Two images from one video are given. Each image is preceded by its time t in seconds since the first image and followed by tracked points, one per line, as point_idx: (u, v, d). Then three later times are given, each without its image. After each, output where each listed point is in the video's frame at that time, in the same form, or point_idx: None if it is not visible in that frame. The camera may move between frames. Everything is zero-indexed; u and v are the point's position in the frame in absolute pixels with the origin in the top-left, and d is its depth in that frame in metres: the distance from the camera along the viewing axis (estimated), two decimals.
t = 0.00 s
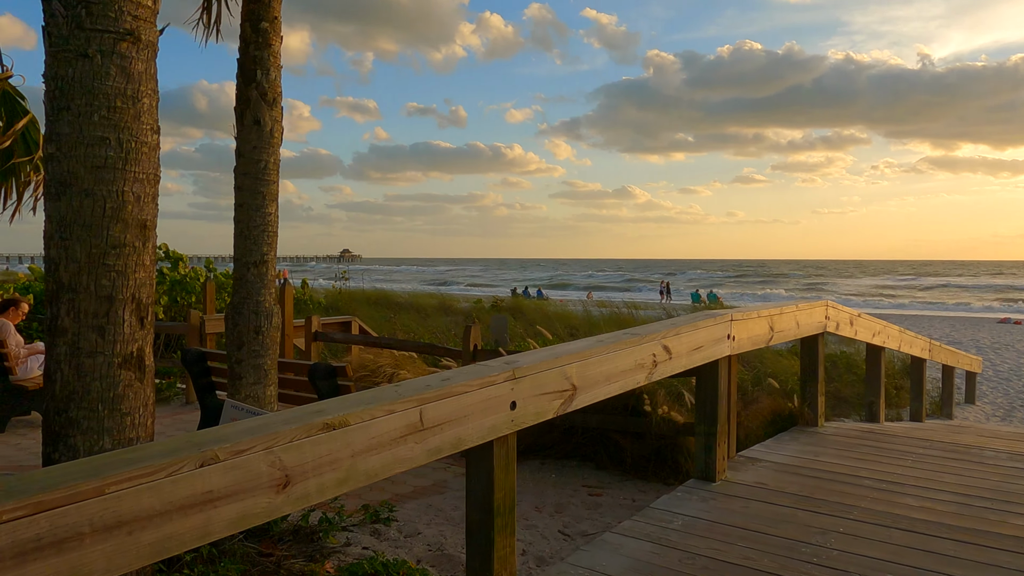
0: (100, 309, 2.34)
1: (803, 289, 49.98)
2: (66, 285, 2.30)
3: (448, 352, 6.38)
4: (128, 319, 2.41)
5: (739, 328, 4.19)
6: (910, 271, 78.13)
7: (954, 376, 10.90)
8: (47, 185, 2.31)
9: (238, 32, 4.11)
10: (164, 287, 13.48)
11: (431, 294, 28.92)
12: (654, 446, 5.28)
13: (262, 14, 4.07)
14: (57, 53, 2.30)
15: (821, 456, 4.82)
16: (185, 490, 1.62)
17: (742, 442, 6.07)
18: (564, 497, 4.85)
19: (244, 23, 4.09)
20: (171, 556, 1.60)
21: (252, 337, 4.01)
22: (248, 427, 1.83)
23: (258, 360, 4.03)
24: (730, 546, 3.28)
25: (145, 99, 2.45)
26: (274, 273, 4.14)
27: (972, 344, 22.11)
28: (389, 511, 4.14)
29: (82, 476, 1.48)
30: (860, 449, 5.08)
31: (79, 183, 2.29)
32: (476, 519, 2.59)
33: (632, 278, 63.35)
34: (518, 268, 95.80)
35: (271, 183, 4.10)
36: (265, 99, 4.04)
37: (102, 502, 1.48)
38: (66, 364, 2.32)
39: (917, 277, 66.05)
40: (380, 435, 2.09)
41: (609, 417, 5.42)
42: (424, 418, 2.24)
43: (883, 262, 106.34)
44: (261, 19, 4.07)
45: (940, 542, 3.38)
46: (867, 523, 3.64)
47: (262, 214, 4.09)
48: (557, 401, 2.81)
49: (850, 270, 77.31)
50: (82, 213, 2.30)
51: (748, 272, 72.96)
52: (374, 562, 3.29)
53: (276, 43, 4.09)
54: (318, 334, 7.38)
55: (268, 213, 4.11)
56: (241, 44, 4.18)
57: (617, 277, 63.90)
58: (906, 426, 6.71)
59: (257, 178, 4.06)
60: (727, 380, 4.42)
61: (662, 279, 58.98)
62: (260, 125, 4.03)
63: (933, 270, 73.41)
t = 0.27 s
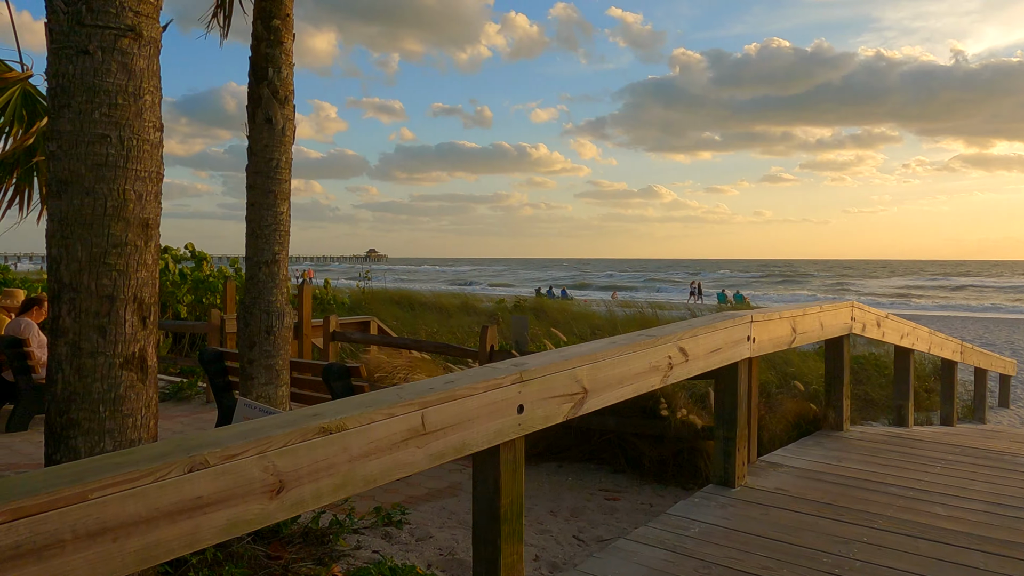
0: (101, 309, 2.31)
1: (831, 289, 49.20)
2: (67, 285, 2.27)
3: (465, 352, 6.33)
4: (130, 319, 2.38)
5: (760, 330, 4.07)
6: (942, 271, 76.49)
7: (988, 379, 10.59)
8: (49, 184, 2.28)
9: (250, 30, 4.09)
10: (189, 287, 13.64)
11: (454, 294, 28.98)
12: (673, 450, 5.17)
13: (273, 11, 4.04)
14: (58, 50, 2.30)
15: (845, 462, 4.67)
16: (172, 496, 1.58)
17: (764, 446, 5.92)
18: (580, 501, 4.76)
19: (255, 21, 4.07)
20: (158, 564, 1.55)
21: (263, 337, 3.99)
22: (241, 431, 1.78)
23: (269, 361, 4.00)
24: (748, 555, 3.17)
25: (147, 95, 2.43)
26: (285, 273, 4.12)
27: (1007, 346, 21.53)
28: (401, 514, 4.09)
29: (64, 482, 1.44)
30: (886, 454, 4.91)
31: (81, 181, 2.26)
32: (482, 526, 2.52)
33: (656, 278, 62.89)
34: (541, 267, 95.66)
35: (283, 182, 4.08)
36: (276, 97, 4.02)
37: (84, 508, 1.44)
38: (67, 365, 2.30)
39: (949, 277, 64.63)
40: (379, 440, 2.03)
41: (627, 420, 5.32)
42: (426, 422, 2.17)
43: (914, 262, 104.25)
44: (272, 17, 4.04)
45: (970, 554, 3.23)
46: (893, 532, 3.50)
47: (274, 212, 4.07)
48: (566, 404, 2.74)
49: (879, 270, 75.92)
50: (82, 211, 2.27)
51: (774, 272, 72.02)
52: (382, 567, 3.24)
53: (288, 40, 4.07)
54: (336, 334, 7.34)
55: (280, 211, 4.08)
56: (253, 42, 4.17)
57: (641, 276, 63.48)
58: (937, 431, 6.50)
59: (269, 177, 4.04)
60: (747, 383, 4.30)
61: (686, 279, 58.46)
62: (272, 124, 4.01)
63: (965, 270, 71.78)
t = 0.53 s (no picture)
0: (105, 309, 2.28)
1: (860, 289, 48.34)
2: (71, 284, 2.25)
3: (483, 352, 6.25)
4: (134, 319, 2.34)
5: (784, 331, 3.94)
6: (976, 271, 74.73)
7: None
8: (54, 181, 2.26)
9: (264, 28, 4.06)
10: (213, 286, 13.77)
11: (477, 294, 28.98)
12: (695, 454, 5.04)
13: (287, 8, 4.01)
14: (62, 46, 2.26)
15: (874, 468, 4.51)
16: (163, 502, 1.52)
17: (789, 451, 5.76)
18: (599, 505, 4.66)
19: (269, 18, 4.04)
20: (148, 572, 1.50)
21: (276, 337, 3.96)
22: (236, 435, 1.72)
23: (283, 361, 3.97)
24: (770, 566, 3.05)
25: (153, 91, 2.39)
26: (299, 272, 4.08)
27: None
28: (415, 517, 4.03)
29: (50, 487, 1.40)
30: (917, 460, 4.74)
31: (84, 178, 2.23)
32: (492, 533, 2.44)
33: (681, 277, 62.36)
34: (565, 267, 95.43)
35: (296, 180, 4.04)
36: (289, 94, 3.99)
37: (69, 514, 1.39)
38: (71, 365, 2.28)
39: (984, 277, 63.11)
40: (382, 444, 1.97)
41: (647, 422, 5.21)
42: (432, 425, 2.11)
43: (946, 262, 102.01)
44: (286, 13, 4.01)
45: (1005, 568, 3.08)
46: (923, 543, 3.35)
47: (287, 211, 4.04)
48: (579, 408, 2.65)
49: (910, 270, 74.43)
50: (86, 209, 2.24)
51: (802, 272, 70.98)
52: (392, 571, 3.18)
53: (301, 37, 4.03)
54: (355, 334, 7.31)
55: (293, 210, 4.05)
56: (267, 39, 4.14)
57: (666, 276, 63.01)
58: (970, 436, 6.28)
59: (282, 175, 4.01)
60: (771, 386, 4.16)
61: (712, 279, 57.88)
62: (285, 121, 3.97)
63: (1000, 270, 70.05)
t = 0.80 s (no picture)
0: (103, 312, 2.23)
1: (890, 291, 47.39)
2: (68, 286, 2.21)
3: (500, 355, 6.16)
4: (133, 322, 2.29)
5: (809, 336, 3.79)
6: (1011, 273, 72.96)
7: None
8: (52, 181, 2.23)
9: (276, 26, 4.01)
10: (236, 287, 13.85)
11: (499, 295, 28.91)
12: (716, 461, 4.90)
13: (298, 6, 3.96)
14: (60, 43, 2.23)
15: (903, 478, 4.33)
16: (145, 517, 1.45)
17: (815, 458, 5.58)
18: (616, 514, 4.54)
19: (281, 16, 3.99)
20: None
21: (287, 340, 3.91)
22: (225, 445, 1.65)
23: (294, 364, 3.92)
24: None
25: (153, 89, 2.34)
26: (310, 274, 4.02)
27: None
28: (428, 524, 3.95)
29: (24, 500, 1.33)
30: (949, 471, 4.54)
31: (82, 178, 2.19)
32: (499, 546, 2.35)
33: (706, 279, 61.75)
34: (589, 268, 95.02)
35: (308, 181, 3.99)
36: (300, 94, 3.93)
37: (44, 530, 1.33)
38: (68, 369, 2.24)
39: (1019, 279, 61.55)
40: (380, 455, 1.88)
41: (667, 428, 5.07)
42: (434, 435, 2.02)
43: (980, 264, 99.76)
44: (297, 11, 3.96)
45: None
46: (956, 559, 3.19)
47: (298, 212, 3.98)
48: (591, 416, 2.54)
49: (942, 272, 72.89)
50: (84, 210, 2.19)
51: (830, 273, 69.85)
52: None
53: (313, 35, 3.98)
54: (373, 336, 7.26)
55: (304, 211, 3.99)
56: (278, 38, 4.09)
57: (690, 277, 62.44)
58: (1006, 444, 6.03)
59: (293, 175, 3.96)
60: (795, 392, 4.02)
61: (738, 280, 57.21)
62: (296, 121, 3.92)
63: None
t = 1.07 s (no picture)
0: (102, 318, 2.20)
1: (921, 293, 46.44)
2: (66, 293, 2.18)
3: (517, 359, 6.08)
4: (132, 328, 2.26)
5: (832, 343, 3.65)
6: None
7: None
8: (51, 186, 2.21)
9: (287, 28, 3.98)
10: (259, 289, 13.94)
11: (521, 297, 28.83)
12: (737, 470, 4.76)
13: (309, 6, 3.93)
14: (59, 45, 2.21)
15: (934, 490, 4.16)
16: (126, 535, 1.39)
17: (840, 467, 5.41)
18: (633, 524, 4.43)
19: (292, 17, 3.96)
20: None
21: (297, 344, 3.87)
22: (213, 459, 1.59)
23: (305, 369, 3.89)
24: None
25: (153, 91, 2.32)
26: (321, 277, 3.98)
27: None
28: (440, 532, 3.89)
29: None
30: (982, 482, 4.36)
31: (80, 182, 2.16)
32: (505, 562, 2.27)
33: (732, 280, 61.05)
34: (613, 269, 94.52)
35: (319, 183, 3.95)
36: (312, 95, 3.90)
37: (18, 549, 1.27)
38: (67, 376, 2.21)
39: None
40: (377, 469, 1.81)
41: (686, 435, 4.95)
42: (434, 447, 1.94)
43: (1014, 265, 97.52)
44: (308, 12, 3.93)
45: None
46: None
47: (309, 215, 3.94)
48: (601, 427, 2.45)
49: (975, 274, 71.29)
50: (82, 215, 2.17)
51: (859, 275, 68.68)
52: None
53: (324, 35, 3.94)
54: (390, 340, 7.21)
55: (315, 214, 3.95)
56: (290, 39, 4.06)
57: (716, 279, 61.78)
58: None
59: (304, 178, 3.92)
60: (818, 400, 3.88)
61: (765, 281, 56.46)
62: (307, 123, 3.88)
63: None
